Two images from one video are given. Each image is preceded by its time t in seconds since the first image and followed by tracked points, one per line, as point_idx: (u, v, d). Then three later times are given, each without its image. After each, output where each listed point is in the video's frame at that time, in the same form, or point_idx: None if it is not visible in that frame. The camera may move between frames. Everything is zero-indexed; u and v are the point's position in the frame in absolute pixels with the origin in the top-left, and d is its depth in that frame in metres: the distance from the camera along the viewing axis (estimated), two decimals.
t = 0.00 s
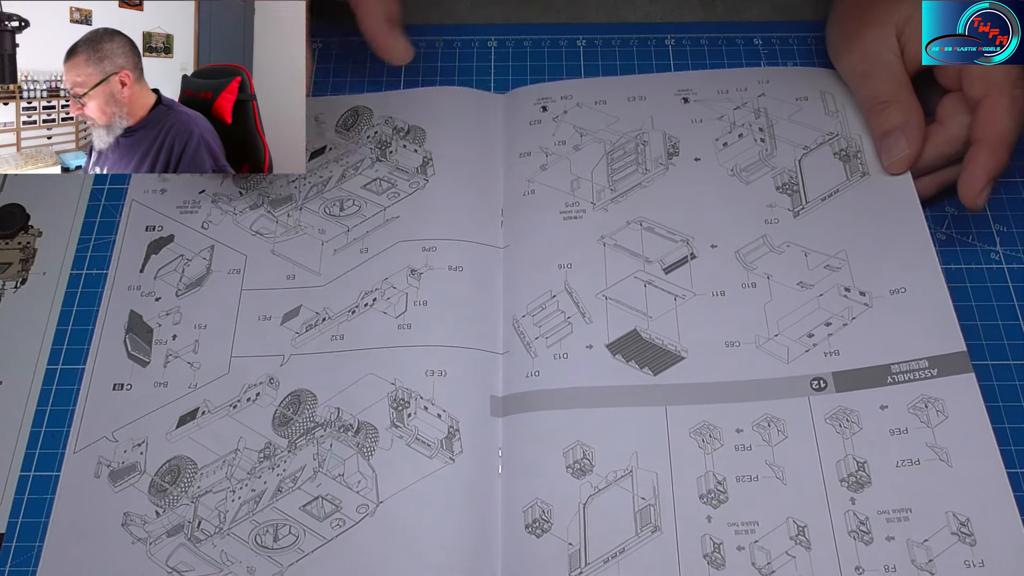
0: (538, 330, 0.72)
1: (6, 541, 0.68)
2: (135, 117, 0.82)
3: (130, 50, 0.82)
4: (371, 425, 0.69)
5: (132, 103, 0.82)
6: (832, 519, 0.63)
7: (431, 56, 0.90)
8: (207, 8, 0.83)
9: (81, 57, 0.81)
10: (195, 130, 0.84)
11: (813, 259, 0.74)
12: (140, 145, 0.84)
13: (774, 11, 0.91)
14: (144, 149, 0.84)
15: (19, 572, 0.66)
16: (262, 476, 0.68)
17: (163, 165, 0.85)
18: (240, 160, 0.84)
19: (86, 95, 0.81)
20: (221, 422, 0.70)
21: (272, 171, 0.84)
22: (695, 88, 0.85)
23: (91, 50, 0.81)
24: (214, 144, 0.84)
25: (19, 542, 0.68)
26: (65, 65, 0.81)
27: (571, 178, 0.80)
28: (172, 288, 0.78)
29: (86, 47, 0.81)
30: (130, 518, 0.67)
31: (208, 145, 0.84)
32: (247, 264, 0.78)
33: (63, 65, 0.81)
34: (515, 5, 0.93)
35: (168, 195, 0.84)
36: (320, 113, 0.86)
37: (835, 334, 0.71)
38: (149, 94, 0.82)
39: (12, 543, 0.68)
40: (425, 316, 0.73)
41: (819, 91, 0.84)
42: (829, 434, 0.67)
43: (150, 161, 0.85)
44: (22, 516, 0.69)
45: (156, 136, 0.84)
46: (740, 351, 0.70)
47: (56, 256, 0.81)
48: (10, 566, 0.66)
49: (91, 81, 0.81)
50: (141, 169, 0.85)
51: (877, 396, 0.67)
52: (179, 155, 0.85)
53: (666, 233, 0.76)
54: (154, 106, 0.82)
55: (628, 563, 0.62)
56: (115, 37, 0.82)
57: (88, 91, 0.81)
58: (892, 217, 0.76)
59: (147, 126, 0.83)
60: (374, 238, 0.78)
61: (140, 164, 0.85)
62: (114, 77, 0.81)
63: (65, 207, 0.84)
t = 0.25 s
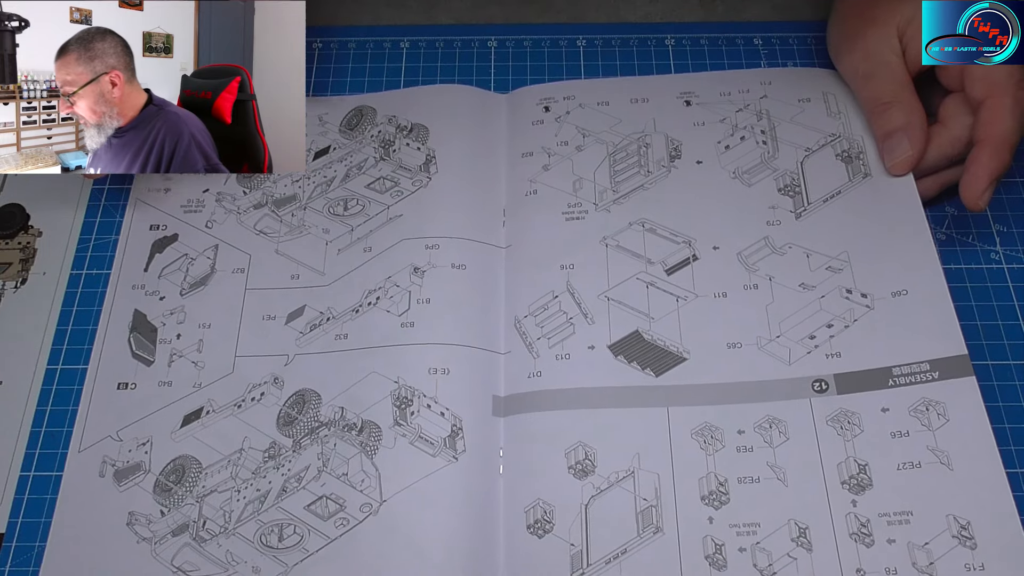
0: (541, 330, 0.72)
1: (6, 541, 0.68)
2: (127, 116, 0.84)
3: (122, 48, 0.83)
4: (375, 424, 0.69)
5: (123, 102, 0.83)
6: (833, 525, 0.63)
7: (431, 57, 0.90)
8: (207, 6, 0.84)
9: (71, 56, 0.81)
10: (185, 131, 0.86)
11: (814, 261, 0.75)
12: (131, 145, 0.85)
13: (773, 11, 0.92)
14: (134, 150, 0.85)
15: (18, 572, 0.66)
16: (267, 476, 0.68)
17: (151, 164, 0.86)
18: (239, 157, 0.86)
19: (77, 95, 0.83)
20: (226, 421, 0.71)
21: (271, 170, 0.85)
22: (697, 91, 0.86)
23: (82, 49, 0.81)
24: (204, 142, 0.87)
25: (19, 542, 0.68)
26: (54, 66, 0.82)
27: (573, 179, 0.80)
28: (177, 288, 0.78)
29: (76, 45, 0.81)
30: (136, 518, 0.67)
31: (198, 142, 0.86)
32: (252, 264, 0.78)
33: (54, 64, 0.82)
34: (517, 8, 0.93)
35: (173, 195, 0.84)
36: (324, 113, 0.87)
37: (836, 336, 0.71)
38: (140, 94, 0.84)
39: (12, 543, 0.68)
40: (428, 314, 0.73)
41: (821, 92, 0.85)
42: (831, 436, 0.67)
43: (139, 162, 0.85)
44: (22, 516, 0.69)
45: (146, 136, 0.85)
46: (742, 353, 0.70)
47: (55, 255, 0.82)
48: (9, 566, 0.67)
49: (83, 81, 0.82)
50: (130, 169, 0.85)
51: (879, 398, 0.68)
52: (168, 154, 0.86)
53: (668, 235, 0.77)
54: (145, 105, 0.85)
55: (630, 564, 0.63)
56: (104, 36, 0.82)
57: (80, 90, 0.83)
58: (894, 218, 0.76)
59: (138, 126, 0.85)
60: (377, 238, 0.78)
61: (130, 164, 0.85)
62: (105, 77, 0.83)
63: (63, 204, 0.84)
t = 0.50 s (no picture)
0: (552, 342, 0.72)
1: (6, 541, 0.68)
2: (120, 116, 0.86)
3: (115, 49, 0.85)
4: (391, 432, 0.68)
5: (115, 101, 0.86)
6: (853, 532, 0.63)
7: (431, 57, 0.90)
8: (207, 8, 0.88)
9: (62, 57, 0.84)
10: (177, 130, 0.87)
11: (824, 265, 0.74)
12: (124, 146, 0.85)
13: (774, 11, 0.92)
14: (128, 150, 0.85)
15: (18, 571, 0.66)
16: (281, 486, 0.67)
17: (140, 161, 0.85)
18: (239, 156, 0.87)
19: (71, 95, 0.85)
20: (243, 432, 0.70)
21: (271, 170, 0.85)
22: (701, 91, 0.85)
23: (72, 50, 0.84)
24: (196, 141, 0.87)
25: (19, 542, 0.67)
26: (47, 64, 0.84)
27: (579, 183, 0.79)
28: (194, 298, 0.77)
29: (68, 46, 0.84)
30: (155, 534, 0.66)
31: (190, 141, 0.86)
32: (269, 272, 0.78)
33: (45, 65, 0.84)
34: (517, 7, 0.93)
35: (187, 193, 0.82)
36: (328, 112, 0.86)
37: (849, 342, 0.70)
38: (132, 94, 0.86)
39: (11, 543, 0.68)
40: (447, 321, 0.72)
41: (825, 92, 0.84)
42: (847, 445, 0.66)
43: (133, 162, 0.84)
44: (22, 516, 0.69)
45: (138, 134, 0.86)
46: (755, 360, 0.70)
47: (56, 256, 0.81)
48: (9, 566, 0.66)
49: (75, 81, 0.85)
50: (124, 169, 0.84)
51: (894, 407, 0.67)
52: (158, 151, 0.85)
53: (677, 240, 0.76)
54: (138, 105, 0.86)
55: None
56: (97, 37, 0.85)
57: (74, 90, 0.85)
58: (905, 221, 0.75)
59: (132, 125, 0.86)
60: (391, 232, 0.77)
61: (123, 164, 0.84)
62: (97, 77, 0.85)
63: (64, 206, 0.83)
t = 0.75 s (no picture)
0: (550, 340, 0.71)
1: (6, 541, 0.68)
2: (115, 116, 0.85)
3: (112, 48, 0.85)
4: (386, 441, 0.68)
5: (110, 101, 0.85)
6: (849, 538, 0.63)
7: (431, 57, 0.90)
8: (207, 8, 0.88)
9: (57, 58, 0.84)
10: (173, 130, 0.86)
11: (825, 267, 0.74)
12: (119, 146, 0.85)
13: (773, 11, 0.92)
14: (124, 150, 0.85)
15: (18, 572, 0.66)
16: (277, 494, 0.67)
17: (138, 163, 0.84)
18: (238, 156, 0.86)
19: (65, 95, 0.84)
20: (234, 439, 0.70)
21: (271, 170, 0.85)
22: (703, 90, 0.85)
23: (66, 51, 0.84)
24: (193, 140, 0.86)
25: (19, 542, 0.67)
26: (41, 68, 0.84)
27: (579, 182, 0.79)
28: (177, 296, 0.77)
29: (62, 48, 0.84)
30: (141, 537, 0.66)
31: (186, 141, 0.86)
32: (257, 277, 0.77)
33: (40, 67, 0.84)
34: (517, 6, 0.93)
35: (168, 185, 0.82)
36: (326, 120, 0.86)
37: (848, 346, 0.70)
38: (127, 94, 0.85)
39: (12, 543, 0.68)
40: (438, 330, 0.72)
41: (827, 93, 0.84)
42: (844, 449, 0.66)
43: (129, 162, 0.84)
44: (22, 516, 0.69)
45: (134, 135, 0.85)
46: (754, 359, 0.70)
47: (56, 255, 0.81)
48: (10, 566, 0.66)
49: (68, 82, 0.84)
50: (120, 169, 0.84)
51: (893, 412, 0.67)
52: (154, 151, 0.85)
53: (678, 239, 0.76)
54: (133, 105, 0.86)
55: None
56: (91, 38, 0.84)
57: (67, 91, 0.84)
58: (905, 226, 0.75)
59: (127, 125, 0.85)
60: (385, 250, 0.77)
61: (119, 165, 0.84)
62: (92, 78, 0.84)
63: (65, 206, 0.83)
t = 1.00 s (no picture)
0: (550, 341, 0.71)
1: (6, 541, 0.68)
2: (112, 116, 0.85)
3: (107, 51, 0.84)
4: (386, 439, 0.68)
5: (107, 102, 0.84)
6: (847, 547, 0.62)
7: (431, 57, 0.90)
8: (207, 8, 0.86)
9: (51, 61, 0.83)
10: (170, 130, 0.86)
11: (830, 274, 0.74)
12: (117, 146, 0.85)
13: (773, 11, 0.92)
14: (122, 151, 0.85)
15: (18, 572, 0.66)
16: (276, 491, 0.67)
17: (135, 164, 0.85)
18: (238, 156, 0.85)
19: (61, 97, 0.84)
20: (232, 433, 0.70)
21: (272, 170, 0.84)
22: (711, 104, 0.85)
23: (60, 55, 0.83)
24: (190, 140, 0.86)
25: (19, 542, 0.67)
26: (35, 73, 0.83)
27: (584, 187, 0.79)
28: (178, 287, 0.77)
29: (56, 51, 0.83)
30: (133, 524, 0.66)
31: (183, 141, 0.86)
32: (259, 274, 0.77)
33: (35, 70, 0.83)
34: (517, 6, 0.93)
35: (176, 185, 0.83)
36: (331, 122, 0.86)
37: (851, 351, 0.70)
38: (125, 95, 0.85)
39: (11, 543, 0.68)
40: (441, 328, 0.72)
41: (836, 108, 0.84)
42: (844, 453, 0.66)
43: (127, 163, 0.85)
44: (22, 516, 0.69)
45: (131, 136, 0.85)
46: (754, 363, 0.70)
47: (57, 255, 0.81)
48: (10, 566, 0.66)
49: (63, 86, 0.84)
50: (118, 170, 0.84)
51: (895, 419, 0.67)
52: (151, 152, 0.85)
53: (680, 244, 0.76)
54: (130, 106, 0.85)
55: None
56: (85, 40, 0.84)
57: (64, 93, 0.84)
58: (907, 229, 0.76)
59: (125, 126, 0.85)
60: (388, 248, 0.77)
61: (118, 165, 0.84)
62: (86, 82, 0.84)
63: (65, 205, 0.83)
